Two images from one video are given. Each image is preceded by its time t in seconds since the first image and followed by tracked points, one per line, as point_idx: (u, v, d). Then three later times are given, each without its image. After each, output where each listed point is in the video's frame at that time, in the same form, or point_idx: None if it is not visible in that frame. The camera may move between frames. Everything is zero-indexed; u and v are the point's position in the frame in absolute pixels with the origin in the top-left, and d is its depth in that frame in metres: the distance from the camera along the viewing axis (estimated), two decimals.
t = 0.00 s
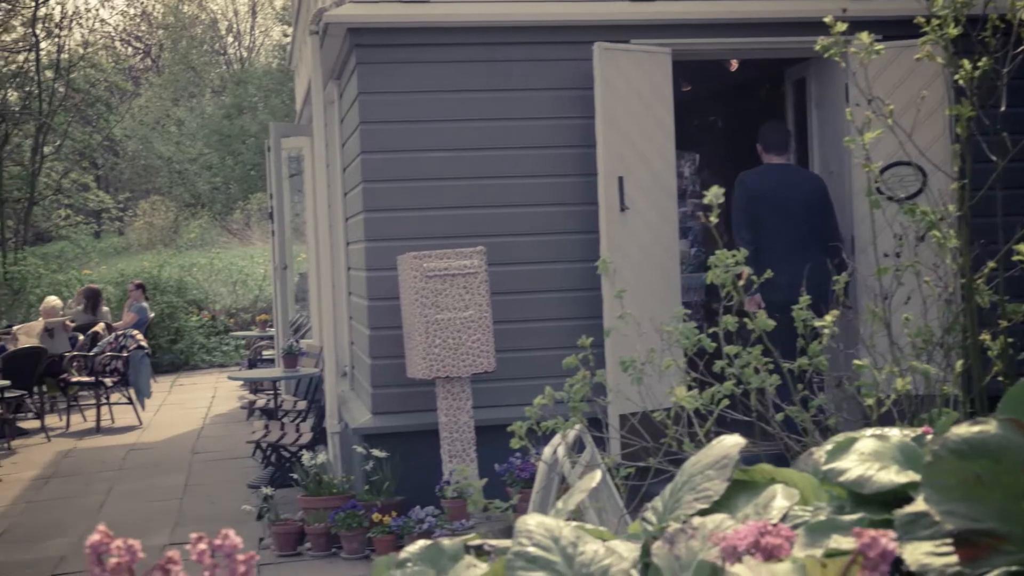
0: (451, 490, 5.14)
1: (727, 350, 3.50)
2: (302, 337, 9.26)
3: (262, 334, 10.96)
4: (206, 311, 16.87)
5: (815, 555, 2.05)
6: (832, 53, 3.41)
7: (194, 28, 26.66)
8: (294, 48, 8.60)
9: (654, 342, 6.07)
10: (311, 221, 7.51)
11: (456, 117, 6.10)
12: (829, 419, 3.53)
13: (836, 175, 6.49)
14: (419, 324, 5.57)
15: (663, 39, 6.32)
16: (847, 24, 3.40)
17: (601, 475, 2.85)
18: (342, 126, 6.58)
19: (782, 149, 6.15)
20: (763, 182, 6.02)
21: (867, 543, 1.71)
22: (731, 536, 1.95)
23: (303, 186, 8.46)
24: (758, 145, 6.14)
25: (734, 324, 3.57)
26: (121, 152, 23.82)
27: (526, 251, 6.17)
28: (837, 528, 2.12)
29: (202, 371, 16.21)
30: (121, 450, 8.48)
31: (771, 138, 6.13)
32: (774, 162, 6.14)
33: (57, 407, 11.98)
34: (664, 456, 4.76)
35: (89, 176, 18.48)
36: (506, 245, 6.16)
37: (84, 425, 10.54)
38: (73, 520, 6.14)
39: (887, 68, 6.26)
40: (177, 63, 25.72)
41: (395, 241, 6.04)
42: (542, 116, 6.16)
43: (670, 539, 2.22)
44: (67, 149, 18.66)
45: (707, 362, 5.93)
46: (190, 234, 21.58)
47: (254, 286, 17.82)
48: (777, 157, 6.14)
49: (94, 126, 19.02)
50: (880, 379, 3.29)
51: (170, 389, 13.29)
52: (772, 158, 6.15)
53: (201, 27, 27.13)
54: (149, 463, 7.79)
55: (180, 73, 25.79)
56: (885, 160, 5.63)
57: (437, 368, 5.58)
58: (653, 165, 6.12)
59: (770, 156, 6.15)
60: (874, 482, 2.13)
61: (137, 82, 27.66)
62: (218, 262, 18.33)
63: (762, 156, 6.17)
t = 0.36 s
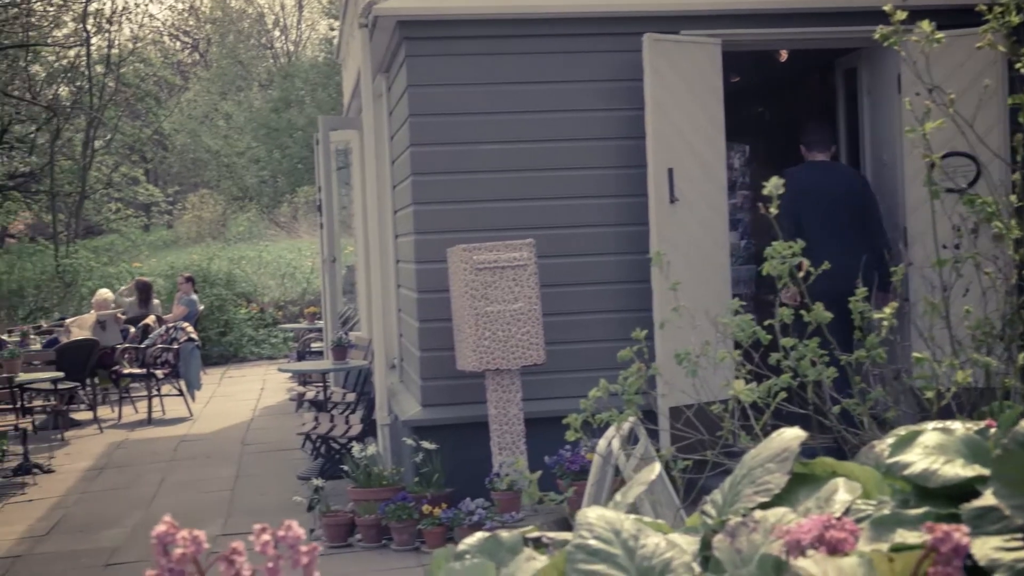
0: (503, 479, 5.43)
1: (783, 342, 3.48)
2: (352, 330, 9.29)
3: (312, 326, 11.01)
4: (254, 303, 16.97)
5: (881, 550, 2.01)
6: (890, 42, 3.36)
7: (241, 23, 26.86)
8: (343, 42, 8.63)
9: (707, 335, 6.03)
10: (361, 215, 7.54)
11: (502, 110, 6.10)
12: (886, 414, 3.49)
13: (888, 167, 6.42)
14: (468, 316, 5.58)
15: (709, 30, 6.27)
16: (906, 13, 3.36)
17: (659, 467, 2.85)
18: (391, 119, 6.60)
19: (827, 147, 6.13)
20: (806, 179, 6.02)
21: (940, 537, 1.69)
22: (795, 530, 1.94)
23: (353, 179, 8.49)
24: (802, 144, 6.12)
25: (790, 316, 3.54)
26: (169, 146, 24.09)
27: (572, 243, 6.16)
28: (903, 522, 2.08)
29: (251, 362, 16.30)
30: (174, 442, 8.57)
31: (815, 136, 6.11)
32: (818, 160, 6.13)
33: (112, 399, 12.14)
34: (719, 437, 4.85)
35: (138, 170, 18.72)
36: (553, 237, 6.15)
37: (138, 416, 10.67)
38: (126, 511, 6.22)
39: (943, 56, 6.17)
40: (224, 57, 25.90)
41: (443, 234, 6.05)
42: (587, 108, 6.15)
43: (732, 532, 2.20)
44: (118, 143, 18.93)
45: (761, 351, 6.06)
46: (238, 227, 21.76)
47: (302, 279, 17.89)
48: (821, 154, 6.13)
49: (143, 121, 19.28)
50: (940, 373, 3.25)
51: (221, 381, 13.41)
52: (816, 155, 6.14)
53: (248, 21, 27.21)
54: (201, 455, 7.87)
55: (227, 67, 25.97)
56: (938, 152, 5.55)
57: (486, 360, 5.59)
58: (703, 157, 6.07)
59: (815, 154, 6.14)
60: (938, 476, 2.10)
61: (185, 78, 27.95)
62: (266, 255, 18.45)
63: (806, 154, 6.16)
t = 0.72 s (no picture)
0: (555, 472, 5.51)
1: (843, 336, 3.45)
2: (403, 324, 9.32)
3: (363, 320, 11.07)
4: (304, 297, 17.06)
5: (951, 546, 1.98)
6: (954, 31, 3.32)
7: (288, 17, 26.88)
8: (393, 37, 8.65)
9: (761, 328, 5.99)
10: (413, 209, 7.57)
11: (547, 104, 6.08)
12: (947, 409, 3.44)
13: (944, 158, 6.35)
14: (520, 309, 5.59)
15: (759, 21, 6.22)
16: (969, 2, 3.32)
17: (721, 464, 2.79)
18: (442, 114, 6.61)
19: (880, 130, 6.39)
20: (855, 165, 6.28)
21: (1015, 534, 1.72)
22: (862, 525, 2.01)
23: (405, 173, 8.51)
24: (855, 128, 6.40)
25: (850, 310, 3.50)
26: (219, 141, 24.36)
27: (622, 236, 6.14)
28: (972, 517, 2.05)
29: (302, 356, 16.40)
30: (228, 434, 8.67)
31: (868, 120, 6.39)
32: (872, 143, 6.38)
33: (165, 391, 12.29)
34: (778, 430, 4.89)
35: (189, 165, 18.94)
36: (603, 230, 6.14)
37: (192, 409, 10.79)
38: (182, 502, 6.31)
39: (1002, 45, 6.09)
40: (274, 52, 26.16)
41: (494, 227, 6.06)
42: (632, 101, 6.12)
43: (796, 527, 2.16)
44: (169, 138, 19.16)
45: (820, 346, 6.03)
46: (288, 222, 21.93)
47: (352, 273, 17.95)
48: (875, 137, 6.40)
49: (194, 116, 19.52)
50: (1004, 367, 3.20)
51: (272, 374, 13.52)
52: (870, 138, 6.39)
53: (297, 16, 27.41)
54: (255, 447, 7.95)
55: (277, 63, 26.19)
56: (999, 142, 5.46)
57: (538, 353, 5.59)
58: (755, 149, 6.02)
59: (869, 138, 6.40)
60: (1007, 471, 2.09)
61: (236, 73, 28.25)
62: (316, 249, 18.55)
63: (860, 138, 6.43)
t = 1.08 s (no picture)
0: (602, 464, 5.61)
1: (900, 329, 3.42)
2: (449, 317, 9.32)
3: (409, 314, 11.08)
4: (350, 290, 17.13)
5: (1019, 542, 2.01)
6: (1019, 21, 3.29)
7: (335, 12, 27.08)
8: (440, 30, 8.63)
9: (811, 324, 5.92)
10: (460, 203, 7.58)
11: (591, 97, 6.06)
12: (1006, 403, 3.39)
13: (997, 149, 6.28)
14: (568, 303, 5.59)
15: (808, 12, 6.16)
16: None
17: (780, 456, 2.84)
18: (489, 106, 6.61)
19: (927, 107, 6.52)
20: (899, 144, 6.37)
21: None
22: (927, 520, 1.97)
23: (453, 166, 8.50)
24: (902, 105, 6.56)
25: (905, 303, 3.47)
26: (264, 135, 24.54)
27: (669, 229, 6.12)
28: None
29: (348, 349, 16.45)
30: (275, 426, 8.73)
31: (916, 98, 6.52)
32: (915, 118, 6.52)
33: (212, 383, 12.39)
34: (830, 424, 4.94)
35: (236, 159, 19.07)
36: (650, 224, 6.12)
37: (239, 401, 10.88)
38: (232, 493, 6.36)
39: None
40: (319, 46, 26.43)
41: (542, 221, 6.06)
42: (675, 93, 6.10)
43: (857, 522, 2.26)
44: (216, 133, 19.32)
45: (873, 339, 5.98)
46: (334, 214, 22.02)
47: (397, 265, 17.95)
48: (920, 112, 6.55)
49: (239, 110, 19.69)
50: None
51: (318, 367, 13.58)
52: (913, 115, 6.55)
53: (341, 10, 27.50)
54: (302, 439, 8.00)
55: (322, 57, 26.44)
56: None
57: (586, 347, 5.59)
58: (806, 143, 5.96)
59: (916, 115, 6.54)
60: None
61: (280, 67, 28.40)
62: (361, 242, 18.59)
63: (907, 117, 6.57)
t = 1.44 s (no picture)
0: (652, 459, 5.59)
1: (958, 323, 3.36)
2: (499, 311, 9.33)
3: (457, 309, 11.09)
4: (397, 285, 17.17)
5: None
6: None
7: (380, 8, 26.59)
8: (488, 24, 8.63)
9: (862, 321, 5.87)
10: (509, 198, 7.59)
11: (638, 89, 6.04)
12: None
13: None
14: (618, 297, 5.58)
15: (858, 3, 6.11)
16: None
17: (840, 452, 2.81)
18: (538, 101, 6.62)
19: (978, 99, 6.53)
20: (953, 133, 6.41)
21: None
22: (995, 517, 1.94)
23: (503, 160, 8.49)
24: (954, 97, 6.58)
25: (965, 297, 3.43)
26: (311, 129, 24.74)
27: (718, 222, 6.10)
28: None
29: (394, 343, 16.50)
30: (324, 420, 8.77)
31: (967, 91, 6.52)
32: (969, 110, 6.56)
33: (261, 377, 12.49)
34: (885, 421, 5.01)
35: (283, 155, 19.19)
36: (699, 218, 6.09)
37: (287, 395, 10.96)
38: (285, 487, 6.41)
39: None
40: (364, 42, 25.98)
41: (591, 215, 6.05)
42: (720, 86, 6.07)
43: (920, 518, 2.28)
44: (263, 129, 19.46)
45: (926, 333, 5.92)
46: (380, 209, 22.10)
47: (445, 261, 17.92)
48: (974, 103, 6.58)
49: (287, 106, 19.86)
50: None
51: (366, 362, 13.63)
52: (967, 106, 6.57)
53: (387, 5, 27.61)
54: (353, 433, 8.04)
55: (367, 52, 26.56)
56: None
57: (636, 342, 5.58)
58: (856, 137, 5.91)
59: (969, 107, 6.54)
60: None
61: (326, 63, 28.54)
62: (408, 237, 18.57)
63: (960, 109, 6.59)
